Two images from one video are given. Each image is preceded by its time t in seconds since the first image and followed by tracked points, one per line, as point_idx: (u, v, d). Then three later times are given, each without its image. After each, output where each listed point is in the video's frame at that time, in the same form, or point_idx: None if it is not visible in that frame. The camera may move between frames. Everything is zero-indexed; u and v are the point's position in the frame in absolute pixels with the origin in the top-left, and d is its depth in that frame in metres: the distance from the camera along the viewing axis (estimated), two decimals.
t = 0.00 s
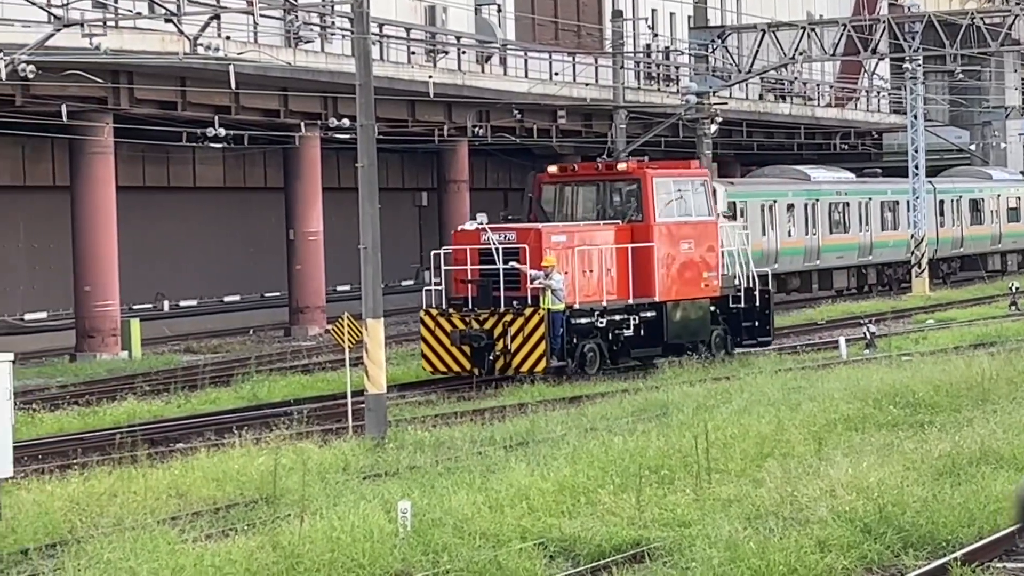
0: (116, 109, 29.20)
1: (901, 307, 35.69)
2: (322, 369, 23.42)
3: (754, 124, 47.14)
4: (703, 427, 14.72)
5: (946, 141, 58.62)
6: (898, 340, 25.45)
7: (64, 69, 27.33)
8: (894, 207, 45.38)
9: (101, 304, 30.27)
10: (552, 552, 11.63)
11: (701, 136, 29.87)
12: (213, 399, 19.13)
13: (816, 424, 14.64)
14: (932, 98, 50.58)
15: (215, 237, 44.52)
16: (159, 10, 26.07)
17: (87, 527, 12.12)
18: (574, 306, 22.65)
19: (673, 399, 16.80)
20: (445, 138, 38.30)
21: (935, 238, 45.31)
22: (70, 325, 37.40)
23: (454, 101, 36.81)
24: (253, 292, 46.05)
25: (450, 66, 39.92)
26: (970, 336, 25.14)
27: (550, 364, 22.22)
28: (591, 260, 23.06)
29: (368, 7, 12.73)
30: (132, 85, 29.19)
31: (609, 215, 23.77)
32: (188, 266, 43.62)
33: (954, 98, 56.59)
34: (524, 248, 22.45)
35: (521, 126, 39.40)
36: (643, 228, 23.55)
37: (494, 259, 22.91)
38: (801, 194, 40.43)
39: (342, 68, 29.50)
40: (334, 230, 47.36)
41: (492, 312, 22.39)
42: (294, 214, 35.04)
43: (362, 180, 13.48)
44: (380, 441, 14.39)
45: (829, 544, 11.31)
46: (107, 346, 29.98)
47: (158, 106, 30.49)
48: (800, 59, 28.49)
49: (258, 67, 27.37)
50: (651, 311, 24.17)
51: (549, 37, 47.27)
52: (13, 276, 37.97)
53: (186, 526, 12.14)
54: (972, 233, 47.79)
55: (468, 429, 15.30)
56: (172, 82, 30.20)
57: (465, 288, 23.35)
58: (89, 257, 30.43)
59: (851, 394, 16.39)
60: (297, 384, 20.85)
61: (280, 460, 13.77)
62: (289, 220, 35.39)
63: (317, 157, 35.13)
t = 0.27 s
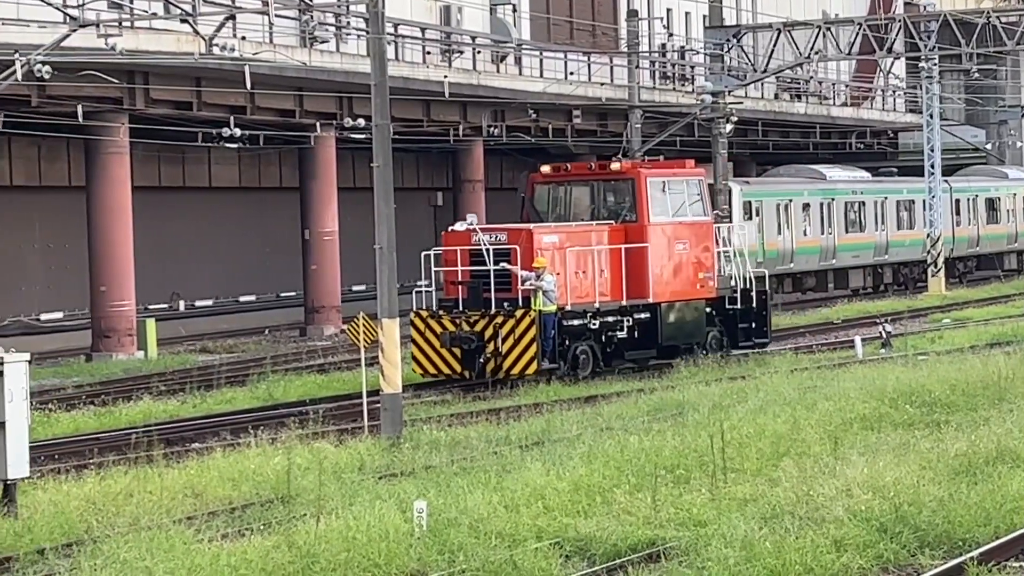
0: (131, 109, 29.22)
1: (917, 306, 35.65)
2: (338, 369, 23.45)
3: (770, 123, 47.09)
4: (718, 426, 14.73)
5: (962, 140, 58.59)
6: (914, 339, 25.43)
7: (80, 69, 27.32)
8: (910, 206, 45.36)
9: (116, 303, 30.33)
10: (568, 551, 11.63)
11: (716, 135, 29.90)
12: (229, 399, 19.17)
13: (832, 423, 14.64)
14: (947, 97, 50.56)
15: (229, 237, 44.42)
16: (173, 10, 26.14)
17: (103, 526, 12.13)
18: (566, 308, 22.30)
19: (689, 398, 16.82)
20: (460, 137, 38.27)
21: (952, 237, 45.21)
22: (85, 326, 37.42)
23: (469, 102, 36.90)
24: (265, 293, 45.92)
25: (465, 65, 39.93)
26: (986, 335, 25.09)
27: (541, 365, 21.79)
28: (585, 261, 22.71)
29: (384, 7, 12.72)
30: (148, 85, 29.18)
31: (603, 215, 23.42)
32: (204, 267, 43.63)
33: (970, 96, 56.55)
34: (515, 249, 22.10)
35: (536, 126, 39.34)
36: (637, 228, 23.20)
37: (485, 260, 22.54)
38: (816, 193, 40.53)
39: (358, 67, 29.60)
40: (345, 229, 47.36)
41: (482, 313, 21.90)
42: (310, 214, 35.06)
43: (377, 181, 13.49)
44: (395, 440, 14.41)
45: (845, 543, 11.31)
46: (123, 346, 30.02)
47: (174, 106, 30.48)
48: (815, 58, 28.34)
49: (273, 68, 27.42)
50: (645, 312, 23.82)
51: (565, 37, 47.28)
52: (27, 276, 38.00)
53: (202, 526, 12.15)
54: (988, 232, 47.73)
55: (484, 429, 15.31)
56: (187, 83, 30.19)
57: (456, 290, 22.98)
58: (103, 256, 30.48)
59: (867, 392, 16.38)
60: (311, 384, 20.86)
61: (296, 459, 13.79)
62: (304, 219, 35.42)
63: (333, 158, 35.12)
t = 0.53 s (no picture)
0: (148, 109, 29.24)
1: (933, 305, 35.61)
2: (352, 369, 23.49)
3: (786, 122, 47.07)
4: (734, 425, 14.73)
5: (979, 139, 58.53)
6: (930, 339, 25.39)
7: (96, 69, 27.31)
8: (926, 205, 45.36)
9: (133, 303, 30.37)
10: (585, 550, 11.64)
11: (732, 134, 29.75)
12: (245, 398, 19.21)
13: (848, 423, 14.64)
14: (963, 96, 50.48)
15: (242, 236, 44.41)
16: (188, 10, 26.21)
17: (120, 525, 12.15)
18: (557, 310, 21.95)
19: (705, 397, 16.84)
20: (476, 137, 38.23)
21: (968, 236, 45.18)
22: (103, 325, 37.43)
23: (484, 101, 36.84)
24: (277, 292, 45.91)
25: (480, 65, 40.00)
26: (1002, 335, 25.02)
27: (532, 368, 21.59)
28: (577, 262, 22.38)
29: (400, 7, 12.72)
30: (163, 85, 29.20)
31: (597, 215, 23.08)
32: (219, 267, 43.71)
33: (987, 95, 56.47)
34: (506, 249, 21.78)
35: (552, 125, 39.32)
36: (631, 228, 22.88)
37: (475, 261, 22.26)
38: (832, 192, 40.54)
39: (373, 67, 29.72)
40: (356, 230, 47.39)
41: (471, 316, 21.69)
42: (325, 215, 35.03)
43: (392, 178, 13.54)
44: (411, 439, 14.44)
45: (862, 543, 11.31)
46: (139, 346, 30.04)
47: (190, 106, 30.49)
48: (831, 58, 28.27)
49: (288, 68, 27.47)
50: (639, 314, 23.48)
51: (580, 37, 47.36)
52: (44, 276, 38.06)
53: (219, 525, 12.16)
54: (1003, 231, 47.67)
55: (500, 428, 15.32)
56: (203, 82, 30.20)
57: (445, 291, 22.69)
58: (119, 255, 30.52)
59: (883, 392, 16.37)
60: (326, 383, 20.87)
61: (312, 459, 13.80)
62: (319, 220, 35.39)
63: (348, 159, 35.02)
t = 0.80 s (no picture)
0: (165, 109, 29.21)
1: (949, 304, 35.60)
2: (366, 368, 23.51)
3: (803, 122, 47.07)
4: (750, 425, 14.73)
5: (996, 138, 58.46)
6: (946, 339, 25.33)
7: (112, 69, 27.29)
8: (942, 204, 45.37)
9: (149, 303, 30.41)
10: (601, 550, 11.63)
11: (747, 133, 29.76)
12: (261, 398, 19.25)
13: (864, 422, 14.62)
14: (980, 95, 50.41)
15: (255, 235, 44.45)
16: (203, 10, 26.30)
17: (137, 525, 12.16)
18: (547, 311, 21.62)
19: (722, 397, 16.83)
20: (492, 137, 38.22)
21: (985, 235, 45.14)
22: (118, 325, 37.48)
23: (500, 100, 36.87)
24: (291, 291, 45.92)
25: (496, 64, 40.09)
26: (1018, 335, 24.95)
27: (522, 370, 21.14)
28: (568, 263, 22.02)
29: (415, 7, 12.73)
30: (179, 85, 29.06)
31: (590, 216, 22.70)
32: (234, 266, 43.75)
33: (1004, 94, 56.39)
34: (496, 251, 21.45)
35: (568, 125, 39.32)
36: (623, 229, 22.50)
37: (465, 262, 21.82)
38: (848, 192, 40.58)
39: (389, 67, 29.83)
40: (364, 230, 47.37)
41: (461, 317, 21.27)
42: (341, 214, 35.08)
43: (407, 178, 13.53)
44: (427, 439, 14.45)
45: (878, 543, 11.29)
46: (156, 346, 30.08)
47: (206, 106, 30.35)
48: (847, 57, 28.23)
49: (303, 68, 27.53)
50: (634, 316, 23.05)
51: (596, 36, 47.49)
52: (59, 275, 38.12)
53: (235, 524, 12.18)
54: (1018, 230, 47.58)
55: (516, 428, 15.32)
56: (219, 82, 30.06)
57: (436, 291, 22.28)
58: (135, 252, 30.54)
59: (900, 392, 16.34)
60: (341, 383, 20.87)
61: (328, 458, 13.80)
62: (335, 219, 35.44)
63: (364, 158, 35.04)
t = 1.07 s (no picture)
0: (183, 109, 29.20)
1: (967, 304, 35.57)
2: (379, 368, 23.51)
3: (820, 121, 47.10)
4: (767, 425, 14.71)
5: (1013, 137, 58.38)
6: (964, 338, 25.27)
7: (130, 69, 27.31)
8: (960, 204, 45.36)
9: (166, 303, 30.42)
10: (617, 550, 11.62)
11: (765, 132, 30.01)
12: (277, 398, 19.27)
13: (881, 422, 14.61)
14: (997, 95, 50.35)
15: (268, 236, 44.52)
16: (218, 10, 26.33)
17: (154, 524, 12.18)
18: (538, 314, 21.21)
19: (738, 397, 16.82)
20: (509, 137, 38.16)
21: (1003, 235, 45.11)
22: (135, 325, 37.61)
23: (517, 100, 36.76)
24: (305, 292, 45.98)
25: (513, 64, 40.15)
26: None
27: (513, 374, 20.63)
28: (561, 264, 21.61)
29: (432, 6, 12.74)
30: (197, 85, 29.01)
31: (584, 217, 22.36)
32: (250, 266, 43.81)
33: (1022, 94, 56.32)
34: (487, 252, 20.90)
35: (585, 124, 39.34)
36: (618, 230, 22.16)
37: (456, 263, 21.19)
38: (865, 191, 40.59)
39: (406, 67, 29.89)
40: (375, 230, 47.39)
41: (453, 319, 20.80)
42: (358, 214, 35.14)
43: (425, 178, 13.55)
44: (444, 439, 14.44)
45: (896, 542, 11.27)
46: (173, 346, 30.07)
47: (223, 106, 30.29)
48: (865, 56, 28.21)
49: (319, 67, 27.57)
50: (626, 318, 22.70)
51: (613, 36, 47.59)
52: (76, 276, 38.13)
53: (252, 524, 12.19)
54: None
55: (533, 427, 15.31)
56: (236, 82, 30.00)
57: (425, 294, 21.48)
58: (154, 251, 30.55)
59: (917, 391, 16.32)
60: (355, 383, 20.87)
61: (345, 458, 13.79)
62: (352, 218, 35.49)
63: (381, 157, 35.05)
